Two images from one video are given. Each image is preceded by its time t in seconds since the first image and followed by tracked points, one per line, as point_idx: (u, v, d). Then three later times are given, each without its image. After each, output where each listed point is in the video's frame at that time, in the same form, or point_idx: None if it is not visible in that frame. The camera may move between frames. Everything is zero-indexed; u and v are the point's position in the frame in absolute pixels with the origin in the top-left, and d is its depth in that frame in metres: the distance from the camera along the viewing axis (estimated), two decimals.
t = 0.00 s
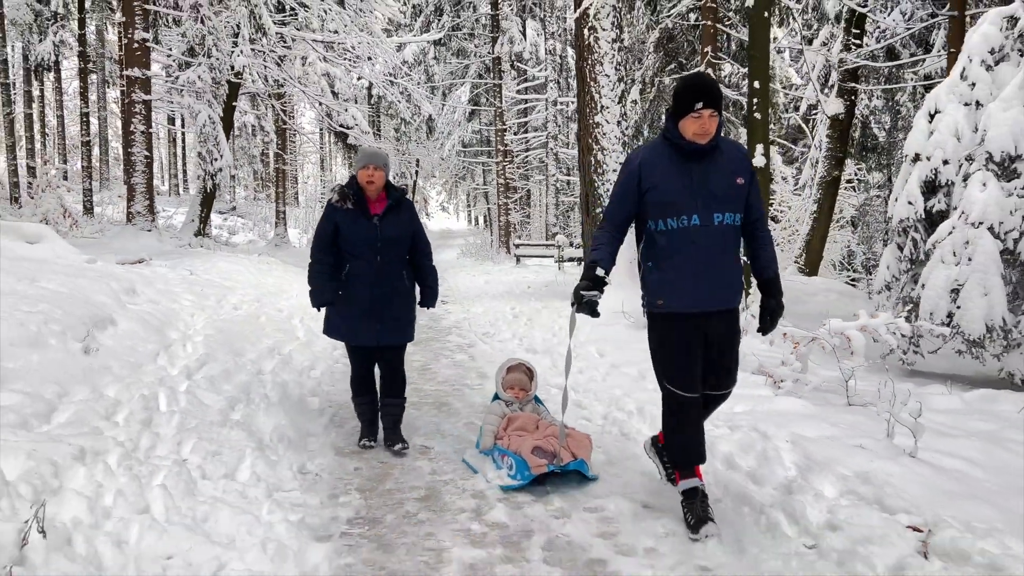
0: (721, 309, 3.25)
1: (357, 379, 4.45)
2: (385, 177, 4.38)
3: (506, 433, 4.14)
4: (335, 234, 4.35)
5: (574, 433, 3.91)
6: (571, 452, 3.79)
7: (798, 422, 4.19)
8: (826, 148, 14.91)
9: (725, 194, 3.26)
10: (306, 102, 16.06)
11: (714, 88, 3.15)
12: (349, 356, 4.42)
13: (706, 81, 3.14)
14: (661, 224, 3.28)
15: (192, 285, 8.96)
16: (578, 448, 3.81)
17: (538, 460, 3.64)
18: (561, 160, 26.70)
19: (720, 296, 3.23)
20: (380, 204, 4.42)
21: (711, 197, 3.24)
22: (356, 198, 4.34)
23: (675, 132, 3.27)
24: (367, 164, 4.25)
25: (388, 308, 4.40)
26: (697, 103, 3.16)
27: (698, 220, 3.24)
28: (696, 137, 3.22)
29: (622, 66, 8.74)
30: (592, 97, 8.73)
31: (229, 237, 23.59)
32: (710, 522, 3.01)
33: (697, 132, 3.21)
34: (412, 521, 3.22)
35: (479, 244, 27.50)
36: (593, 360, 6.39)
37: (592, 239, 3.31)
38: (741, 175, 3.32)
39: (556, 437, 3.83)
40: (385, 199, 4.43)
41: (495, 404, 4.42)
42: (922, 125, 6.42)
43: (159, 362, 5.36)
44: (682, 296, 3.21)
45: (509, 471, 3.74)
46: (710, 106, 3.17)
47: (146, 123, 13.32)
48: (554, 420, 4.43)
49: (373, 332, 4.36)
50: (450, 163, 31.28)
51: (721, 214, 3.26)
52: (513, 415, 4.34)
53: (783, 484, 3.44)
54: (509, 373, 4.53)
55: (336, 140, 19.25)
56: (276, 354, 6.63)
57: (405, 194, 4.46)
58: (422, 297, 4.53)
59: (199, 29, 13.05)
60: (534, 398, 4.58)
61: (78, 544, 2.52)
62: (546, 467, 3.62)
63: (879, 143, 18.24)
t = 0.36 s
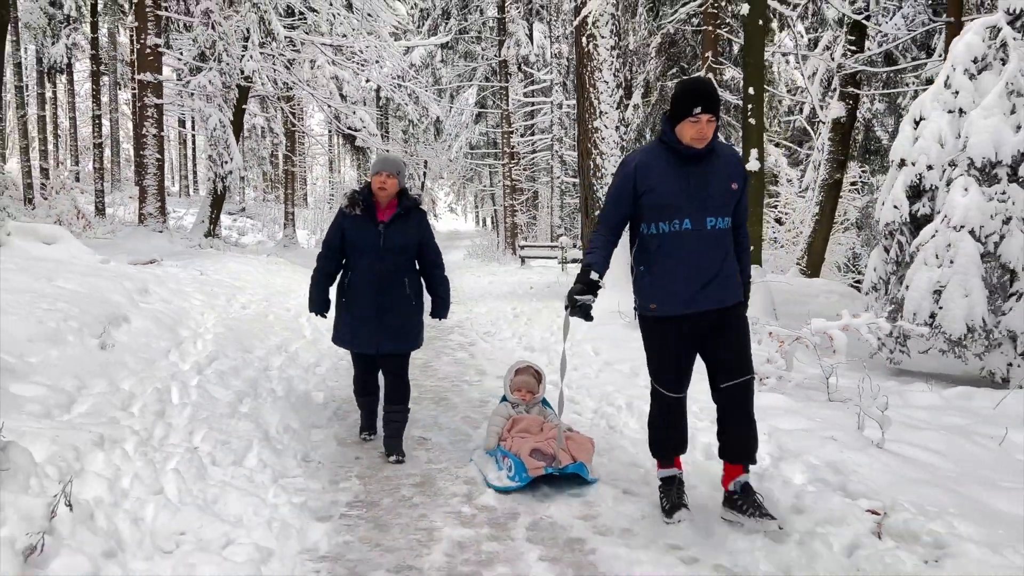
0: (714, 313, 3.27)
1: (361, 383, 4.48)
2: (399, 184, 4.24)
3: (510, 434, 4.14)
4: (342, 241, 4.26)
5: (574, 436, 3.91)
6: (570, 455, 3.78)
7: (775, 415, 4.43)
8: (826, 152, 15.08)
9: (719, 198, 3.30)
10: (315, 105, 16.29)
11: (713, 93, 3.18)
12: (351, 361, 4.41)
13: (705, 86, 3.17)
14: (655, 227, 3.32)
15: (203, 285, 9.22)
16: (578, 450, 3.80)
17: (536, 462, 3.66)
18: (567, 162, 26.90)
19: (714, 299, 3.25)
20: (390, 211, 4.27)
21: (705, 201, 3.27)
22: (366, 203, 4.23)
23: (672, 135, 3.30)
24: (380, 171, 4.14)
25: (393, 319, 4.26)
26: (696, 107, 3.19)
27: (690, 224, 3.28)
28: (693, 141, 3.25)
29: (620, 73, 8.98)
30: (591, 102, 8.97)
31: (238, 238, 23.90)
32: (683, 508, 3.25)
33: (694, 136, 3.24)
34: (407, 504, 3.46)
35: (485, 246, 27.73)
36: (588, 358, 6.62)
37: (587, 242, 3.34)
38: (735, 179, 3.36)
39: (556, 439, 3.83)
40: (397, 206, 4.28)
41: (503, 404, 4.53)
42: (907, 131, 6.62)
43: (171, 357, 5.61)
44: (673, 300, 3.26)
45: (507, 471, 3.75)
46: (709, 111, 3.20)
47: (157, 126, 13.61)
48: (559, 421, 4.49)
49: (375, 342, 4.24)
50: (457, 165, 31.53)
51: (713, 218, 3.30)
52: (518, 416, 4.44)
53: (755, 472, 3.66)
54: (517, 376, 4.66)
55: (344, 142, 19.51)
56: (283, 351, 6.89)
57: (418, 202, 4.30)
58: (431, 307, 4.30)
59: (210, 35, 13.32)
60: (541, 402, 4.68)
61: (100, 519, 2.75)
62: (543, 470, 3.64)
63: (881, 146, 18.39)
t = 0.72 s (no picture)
0: (690, 314, 3.29)
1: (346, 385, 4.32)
2: (388, 179, 4.30)
3: (495, 429, 4.18)
4: (331, 235, 4.32)
5: (557, 430, 3.93)
6: (552, 449, 3.81)
7: (743, 404, 4.65)
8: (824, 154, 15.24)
9: (708, 200, 3.31)
10: (321, 106, 16.49)
11: (706, 92, 3.22)
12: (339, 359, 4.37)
13: (698, 85, 3.23)
14: (641, 223, 3.37)
15: (208, 282, 9.49)
16: (560, 444, 3.83)
17: (515, 456, 3.69)
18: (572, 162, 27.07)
19: (690, 300, 3.27)
20: (379, 205, 4.31)
21: (691, 201, 3.30)
22: (355, 197, 4.28)
23: (668, 133, 3.35)
24: (367, 163, 4.19)
25: (381, 313, 4.30)
26: (688, 105, 3.24)
27: (674, 223, 3.31)
28: (686, 140, 3.30)
29: (613, 75, 9.20)
30: (585, 105, 9.20)
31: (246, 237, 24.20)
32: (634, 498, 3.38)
33: (687, 135, 3.29)
34: (389, 481, 3.71)
35: (490, 246, 27.92)
36: (576, 351, 6.85)
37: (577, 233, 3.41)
38: (730, 183, 3.35)
39: (537, 433, 3.86)
40: (386, 200, 4.32)
41: (490, 398, 4.55)
42: (885, 133, 6.84)
43: (173, 349, 5.87)
44: (650, 297, 3.30)
45: (489, 465, 3.80)
46: (701, 111, 3.24)
47: (165, 127, 13.88)
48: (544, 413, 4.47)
49: (362, 335, 4.27)
50: (464, 166, 31.73)
51: (699, 220, 3.32)
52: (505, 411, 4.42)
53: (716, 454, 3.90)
54: (504, 370, 4.67)
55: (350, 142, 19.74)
56: (282, 344, 7.16)
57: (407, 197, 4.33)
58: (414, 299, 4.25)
59: (217, 38, 13.55)
60: (528, 396, 4.69)
61: (102, 488, 2.99)
62: (523, 463, 3.67)
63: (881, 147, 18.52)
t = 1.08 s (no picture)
0: (677, 310, 3.19)
1: (331, 389, 4.28)
2: (364, 178, 4.30)
3: (483, 427, 4.18)
4: (311, 238, 4.25)
5: (545, 429, 3.99)
6: (539, 446, 3.85)
7: (717, 395, 4.87)
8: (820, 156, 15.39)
9: (696, 196, 3.22)
10: (324, 107, 16.66)
11: (691, 87, 3.14)
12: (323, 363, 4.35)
13: (683, 79, 3.14)
14: (630, 218, 3.29)
15: (211, 279, 9.73)
16: (548, 443, 3.87)
17: (503, 452, 3.71)
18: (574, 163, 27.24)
19: (677, 296, 3.17)
20: (358, 206, 4.31)
21: (679, 196, 3.21)
22: (333, 199, 4.22)
23: (656, 129, 3.27)
24: (344, 165, 4.18)
25: (370, 314, 4.34)
26: (672, 101, 3.15)
27: (662, 218, 3.21)
28: (672, 136, 3.21)
29: (606, 79, 9.42)
30: (578, 108, 9.42)
31: (249, 236, 24.45)
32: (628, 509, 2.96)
33: (673, 131, 3.20)
34: (376, 466, 3.95)
35: (492, 246, 28.11)
36: (565, 347, 7.07)
37: (568, 229, 3.33)
38: (720, 179, 3.25)
39: (526, 431, 3.91)
40: (365, 201, 4.33)
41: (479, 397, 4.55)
42: (865, 136, 7.04)
43: (176, 343, 6.10)
44: (637, 291, 3.19)
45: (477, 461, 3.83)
46: (686, 106, 3.15)
47: (170, 128, 14.11)
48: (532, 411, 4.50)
49: (351, 337, 4.28)
50: (467, 165, 31.92)
51: (688, 215, 3.22)
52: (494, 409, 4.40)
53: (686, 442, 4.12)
54: (493, 369, 4.69)
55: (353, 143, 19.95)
56: (280, 339, 7.38)
57: (384, 196, 4.36)
58: (403, 301, 4.39)
59: (221, 41, 13.77)
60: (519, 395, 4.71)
61: (107, 467, 3.22)
62: (510, 460, 3.69)
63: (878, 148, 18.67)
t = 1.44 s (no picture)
0: (663, 311, 3.23)
1: (323, 383, 4.46)
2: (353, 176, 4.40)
3: (477, 425, 4.27)
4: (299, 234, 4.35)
5: (538, 428, 4.06)
6: (534, 446, 3.92)
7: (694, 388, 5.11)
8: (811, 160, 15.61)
9: (668, 197, 3.25)
10: (324, 110, 16.86)
11: (654, 91, 3.17)
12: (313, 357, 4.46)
13: (644, 84, 3.17)
14: (605, 226, 3.30)
15: (210, 279, 9.96)
16: (542, 442, 3.94)
17: (499, 451, 3.79)
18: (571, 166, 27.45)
19: (662, 298, 3.21)
20: (347, 204, 4.40)
21: (652, 199, 3.24)
22: (322, 196, 4.33)
23: (620, 134, 3.29)
24: (334, 163, 4.28)
25: (357, 310, 4.41)
26: (636, 106, 3.18)
27: (637, 222, 3.24)
28: (638, 140, 3.23)
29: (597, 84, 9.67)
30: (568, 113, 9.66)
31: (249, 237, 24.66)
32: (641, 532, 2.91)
33: (638, 135, 3.23)
34: (366, 452, 4.18)
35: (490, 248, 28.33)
36: (554, 344, 7.30)
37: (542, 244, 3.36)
38: (689, 177, 3.30)
39: (521, 431, 3.97)
40: (353, 199, 4.42)
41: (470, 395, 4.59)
42: (844, 141, 7.27)
43: (176, 339, 6.33)
44: (620, 299, 3.22)
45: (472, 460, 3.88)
46: (650, 110, 3.19)
47: (170, 131, 14.33)
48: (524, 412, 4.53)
49: (338, 333, 4.37)
50: (465, 168, 32.11)
51: (662, 217, 3.25)
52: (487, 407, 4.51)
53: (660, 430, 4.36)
54: (486, 367, 4.66)
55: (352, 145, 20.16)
56: (277, 336, 7.62)
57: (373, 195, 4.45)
58: (390, 298, 4.54)
59: (222, 46, 14.06)
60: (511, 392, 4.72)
61: (113, 448, 3.45)
62: (506, 459, 3.77)
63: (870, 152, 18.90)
